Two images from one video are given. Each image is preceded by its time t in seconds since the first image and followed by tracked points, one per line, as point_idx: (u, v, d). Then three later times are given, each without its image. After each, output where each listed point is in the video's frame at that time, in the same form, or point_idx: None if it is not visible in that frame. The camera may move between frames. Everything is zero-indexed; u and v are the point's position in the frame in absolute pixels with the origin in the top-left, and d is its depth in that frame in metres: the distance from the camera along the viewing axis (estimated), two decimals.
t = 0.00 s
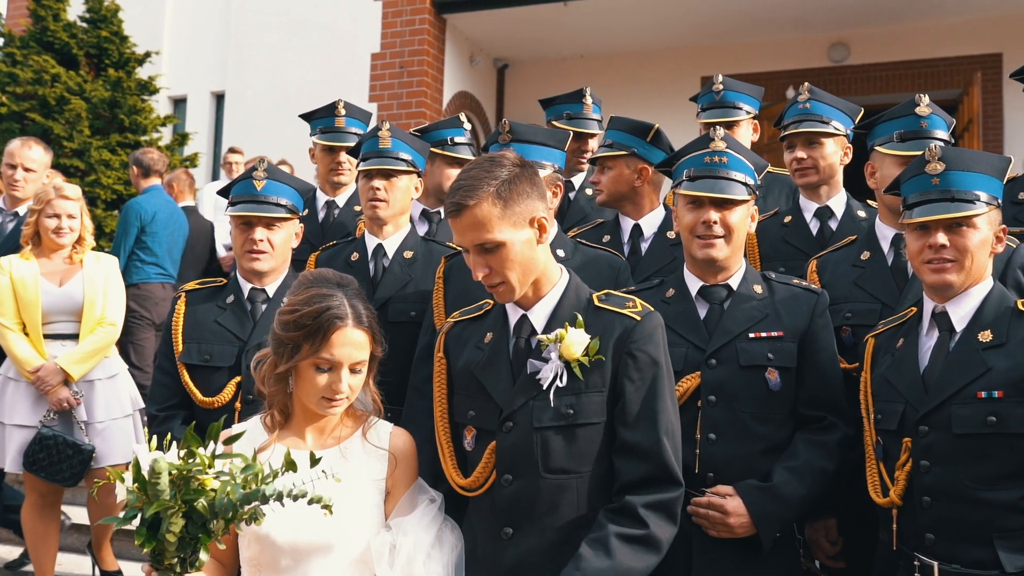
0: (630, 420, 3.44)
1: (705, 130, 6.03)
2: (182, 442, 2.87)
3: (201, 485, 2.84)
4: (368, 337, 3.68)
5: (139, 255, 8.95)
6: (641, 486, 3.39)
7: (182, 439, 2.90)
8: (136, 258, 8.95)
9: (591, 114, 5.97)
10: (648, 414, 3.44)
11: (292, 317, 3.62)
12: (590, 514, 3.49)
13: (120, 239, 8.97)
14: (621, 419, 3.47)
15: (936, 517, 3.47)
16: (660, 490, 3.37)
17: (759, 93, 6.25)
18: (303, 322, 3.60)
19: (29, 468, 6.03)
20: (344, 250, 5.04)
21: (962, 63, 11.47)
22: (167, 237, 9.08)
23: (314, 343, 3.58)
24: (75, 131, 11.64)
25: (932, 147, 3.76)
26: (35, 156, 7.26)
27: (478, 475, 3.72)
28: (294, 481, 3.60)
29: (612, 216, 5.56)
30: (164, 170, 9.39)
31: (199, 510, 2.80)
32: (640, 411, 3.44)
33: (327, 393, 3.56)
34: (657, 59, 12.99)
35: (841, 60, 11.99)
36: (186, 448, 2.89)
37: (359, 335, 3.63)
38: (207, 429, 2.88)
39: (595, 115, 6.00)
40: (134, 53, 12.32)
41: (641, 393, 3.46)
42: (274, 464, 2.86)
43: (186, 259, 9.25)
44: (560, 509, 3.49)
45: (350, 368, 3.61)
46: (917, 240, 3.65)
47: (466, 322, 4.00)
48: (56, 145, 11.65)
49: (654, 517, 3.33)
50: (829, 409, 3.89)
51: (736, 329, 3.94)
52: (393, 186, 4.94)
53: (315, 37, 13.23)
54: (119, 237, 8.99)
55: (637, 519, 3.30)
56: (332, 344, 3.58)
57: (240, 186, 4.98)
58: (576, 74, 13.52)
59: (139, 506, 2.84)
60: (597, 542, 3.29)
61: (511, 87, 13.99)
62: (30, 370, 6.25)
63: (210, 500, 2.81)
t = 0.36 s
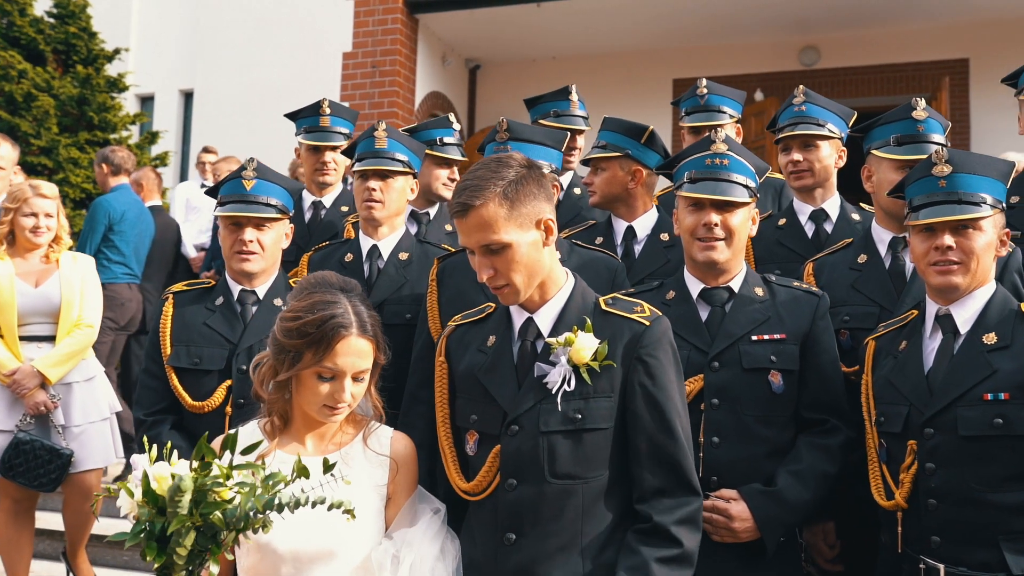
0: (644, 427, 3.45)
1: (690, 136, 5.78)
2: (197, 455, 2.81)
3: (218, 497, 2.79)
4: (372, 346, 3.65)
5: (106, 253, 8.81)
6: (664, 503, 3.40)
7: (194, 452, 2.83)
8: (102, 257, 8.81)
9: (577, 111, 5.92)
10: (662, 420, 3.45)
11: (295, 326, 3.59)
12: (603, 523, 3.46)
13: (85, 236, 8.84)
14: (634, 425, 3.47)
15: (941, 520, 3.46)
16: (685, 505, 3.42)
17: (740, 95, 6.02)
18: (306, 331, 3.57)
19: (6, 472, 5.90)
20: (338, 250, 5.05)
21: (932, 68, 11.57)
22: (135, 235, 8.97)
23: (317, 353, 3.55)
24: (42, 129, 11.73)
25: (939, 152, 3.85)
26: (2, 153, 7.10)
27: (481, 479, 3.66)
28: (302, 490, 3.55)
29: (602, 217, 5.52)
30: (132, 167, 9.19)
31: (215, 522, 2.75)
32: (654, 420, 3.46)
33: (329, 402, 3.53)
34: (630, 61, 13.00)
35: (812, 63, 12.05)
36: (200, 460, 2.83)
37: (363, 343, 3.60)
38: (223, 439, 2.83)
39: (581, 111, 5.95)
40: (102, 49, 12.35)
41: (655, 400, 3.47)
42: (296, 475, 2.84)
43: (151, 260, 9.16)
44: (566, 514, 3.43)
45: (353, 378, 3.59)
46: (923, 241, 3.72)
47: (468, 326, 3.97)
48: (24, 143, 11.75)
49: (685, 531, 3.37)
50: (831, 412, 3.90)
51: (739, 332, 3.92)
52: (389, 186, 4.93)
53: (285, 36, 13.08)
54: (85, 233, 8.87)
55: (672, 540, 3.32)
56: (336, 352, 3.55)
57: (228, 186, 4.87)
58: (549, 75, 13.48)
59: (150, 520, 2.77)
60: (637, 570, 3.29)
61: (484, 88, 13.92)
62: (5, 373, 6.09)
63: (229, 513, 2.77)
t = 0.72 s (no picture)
0: (654, 434, 3.43)
1: (676, 141, 5.75)
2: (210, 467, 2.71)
3: (233, 509, 2.71)
4: (375, 357, 3.58)
5: (71, 254, 8.62)
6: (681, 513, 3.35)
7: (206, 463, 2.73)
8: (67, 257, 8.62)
9: (563, 111, 5.86)
10: (670, 427, 3.45)
11: (297, 334, 3.52)
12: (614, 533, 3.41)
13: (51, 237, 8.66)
14: (642, 431, 3.44)
15: (948, 526, 3.45)
16: (700, 516, 3.39)
17: (727, 99, 5.99)
18: (309, 340, 3.50)
19: None
20: (331, 253, 5.06)
21: (902, 74, 11.68)
22: (103, 236, 8.81)
23: (319, 364, 3.48)
24: (8, 128, 11.50)
25: (944, 156, 3.89)
26: None
27: (484, 486, 3.60)
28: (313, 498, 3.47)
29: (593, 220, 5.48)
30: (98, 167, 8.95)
31: (228, 536, 2.68)
32: (663, 427, 3.44)
33: (331, 413, 3.47)
34: (603, 64, 13.00)
35: (783, 68, 12.11)
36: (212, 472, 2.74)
37: (366, 354, 3.54)
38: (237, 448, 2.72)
39: (567, 113, 5.89)
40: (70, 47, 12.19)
41: (664, 406, 3.45)
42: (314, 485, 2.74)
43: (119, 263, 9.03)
44: (571, 521, 3.38)
45: (355, 388, 3.52)
46: (927, 245, 3.75)
47: (468, 331, 3.91)
48: None
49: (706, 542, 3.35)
50: (833, 416, 3.89)
51: (741, 336, 3.90)
52: (384, 188, 4.92)
53: (255, 35, 12.92)
54: (51, 234, 8.69)
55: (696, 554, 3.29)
56: (338, 363, 3.47)
57: (216, 188, 4.77)
58: (521, 78, 13.43)
59: (160, 534, 2.71)
60: None
61: (455, 90, 13.84)
62: None
63: (246, 526, 2.69)
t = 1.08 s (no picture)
0: (664, 436, 3.42)
1: (669, 142, 5.71)
2: (221, 476, 2.67)
3: (246, 519, 2.67)
4: (377, 360, 3.51)
5: (37, 252, 8.41)
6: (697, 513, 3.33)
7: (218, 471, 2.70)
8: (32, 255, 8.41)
9: (552, 111, 5.83)
10: (678, 427, 3.45)
11: (299, 336, 3.45)
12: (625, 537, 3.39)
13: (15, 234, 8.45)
14: (651, 433, 3.42)
15: (955, 529, 3.47)
16: (713, 518, 3.39)
17: (718, 101, 5.96)
18: (312, 342, 3.43)
19: None
20: (326, 253, 5.00)
21: (875, 78, 11.78)
22: (69, 234, 8.59)
23: (322, 367, 3.41)
24: None
25: (946, 159, 3.91)
26: None
27: (489, 490, 3.53)
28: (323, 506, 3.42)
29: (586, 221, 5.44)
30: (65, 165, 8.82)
31: (241, 546, 2.63)
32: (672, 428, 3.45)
33: (334, 417, 3.41)
34: (578, 65, 12.98)
35: (756, 71, 12.15)
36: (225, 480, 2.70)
37: (370, 356, 3.47)
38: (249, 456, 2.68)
39: (556, 113, 5.87)
40: (38, 42, 11.96)
41: (673, 408, 3.45)
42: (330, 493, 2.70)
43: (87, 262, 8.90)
44: (580, 525, 3.34)
45: (357, 392, 3.45)
46: (930, 248, 3.77)
47: (468, 332, 3.84)
48: None
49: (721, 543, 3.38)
50: (837, 418, 3.90)
51: (745, 339, 3.90)
52: (381, 188, 4.87)
53: (227, 33, 12.75)
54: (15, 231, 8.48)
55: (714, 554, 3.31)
56: (341, 366, 3.41)
57: (205, 187, 4.63)
58: (495, 79, 13.37)
59: (174, 545, 2.69)
60: None
61: (427, 91, 13.75)
62: None
63: (258, 536, 2.64)
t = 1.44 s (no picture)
0: (676, 434, 3.43)
1: (670, 140, 5.68)
2: (238, 480, 2.61)
3: (263, 526, 2.60)
4: (384, 359, 3.43)
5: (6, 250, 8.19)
6: (711, 512, 3.38)
7: (235, 475, 2.64)
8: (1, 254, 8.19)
9: (550, 109, 5.78)
10: (688, 427, 3.50)
11: (304, 334, 3.37)
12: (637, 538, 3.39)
13: None
14: (663, 432, 3.44)
15: (966, 530, 3.49)
16: (725, 517, 3.43)
17: (719, 100, 5.93)
18: (318, 341, 3.34)
19: None
20: (325, 254, 4.96)
21: (850, 79, 11.81)
22: (36, 233, 8.31)
23: (329, 366, 3.32)
24: None
25: (949, 160, 3.88)
26: None
27: (499, 493, 3.48)
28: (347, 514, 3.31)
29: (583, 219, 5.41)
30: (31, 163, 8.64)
31: (257, 555, 2.56)
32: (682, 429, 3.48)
33: (339, 417, 3.32)
34: (556, 65, 12.95)
35: (732, 72, 12.18)
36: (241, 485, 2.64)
37: (376, 355, 3.39)
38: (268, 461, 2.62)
39: (553, 110, 5.81)
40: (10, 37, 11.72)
41: (684, 408, 3.48)
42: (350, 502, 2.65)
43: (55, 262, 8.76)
44: (592, 526, 3.31)
45: (363, 392, 3.37)
46: (936, 252, 3.75)
47: (473, 333, 3.81)
48: None
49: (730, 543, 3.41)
50: (843, 421, 3.94)
51: (753, 340, 3.93)
52: (380, 186, 4.81)
53: (201, 30, 12.58)
54: None
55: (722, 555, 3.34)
56: (348, 365, 3.32)
57: (198, 184, 4.49)
58: (472, 78, 13.29)
59: (187, 552, 2.62)
60: None
61: (404, 90, 13.65)
62: None
63: (274, 544, 2.57)
